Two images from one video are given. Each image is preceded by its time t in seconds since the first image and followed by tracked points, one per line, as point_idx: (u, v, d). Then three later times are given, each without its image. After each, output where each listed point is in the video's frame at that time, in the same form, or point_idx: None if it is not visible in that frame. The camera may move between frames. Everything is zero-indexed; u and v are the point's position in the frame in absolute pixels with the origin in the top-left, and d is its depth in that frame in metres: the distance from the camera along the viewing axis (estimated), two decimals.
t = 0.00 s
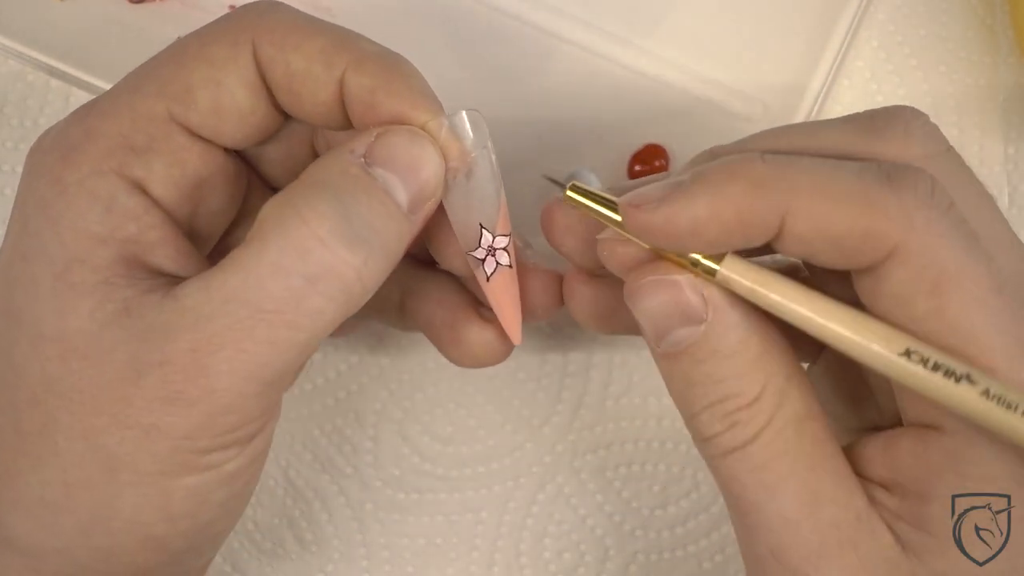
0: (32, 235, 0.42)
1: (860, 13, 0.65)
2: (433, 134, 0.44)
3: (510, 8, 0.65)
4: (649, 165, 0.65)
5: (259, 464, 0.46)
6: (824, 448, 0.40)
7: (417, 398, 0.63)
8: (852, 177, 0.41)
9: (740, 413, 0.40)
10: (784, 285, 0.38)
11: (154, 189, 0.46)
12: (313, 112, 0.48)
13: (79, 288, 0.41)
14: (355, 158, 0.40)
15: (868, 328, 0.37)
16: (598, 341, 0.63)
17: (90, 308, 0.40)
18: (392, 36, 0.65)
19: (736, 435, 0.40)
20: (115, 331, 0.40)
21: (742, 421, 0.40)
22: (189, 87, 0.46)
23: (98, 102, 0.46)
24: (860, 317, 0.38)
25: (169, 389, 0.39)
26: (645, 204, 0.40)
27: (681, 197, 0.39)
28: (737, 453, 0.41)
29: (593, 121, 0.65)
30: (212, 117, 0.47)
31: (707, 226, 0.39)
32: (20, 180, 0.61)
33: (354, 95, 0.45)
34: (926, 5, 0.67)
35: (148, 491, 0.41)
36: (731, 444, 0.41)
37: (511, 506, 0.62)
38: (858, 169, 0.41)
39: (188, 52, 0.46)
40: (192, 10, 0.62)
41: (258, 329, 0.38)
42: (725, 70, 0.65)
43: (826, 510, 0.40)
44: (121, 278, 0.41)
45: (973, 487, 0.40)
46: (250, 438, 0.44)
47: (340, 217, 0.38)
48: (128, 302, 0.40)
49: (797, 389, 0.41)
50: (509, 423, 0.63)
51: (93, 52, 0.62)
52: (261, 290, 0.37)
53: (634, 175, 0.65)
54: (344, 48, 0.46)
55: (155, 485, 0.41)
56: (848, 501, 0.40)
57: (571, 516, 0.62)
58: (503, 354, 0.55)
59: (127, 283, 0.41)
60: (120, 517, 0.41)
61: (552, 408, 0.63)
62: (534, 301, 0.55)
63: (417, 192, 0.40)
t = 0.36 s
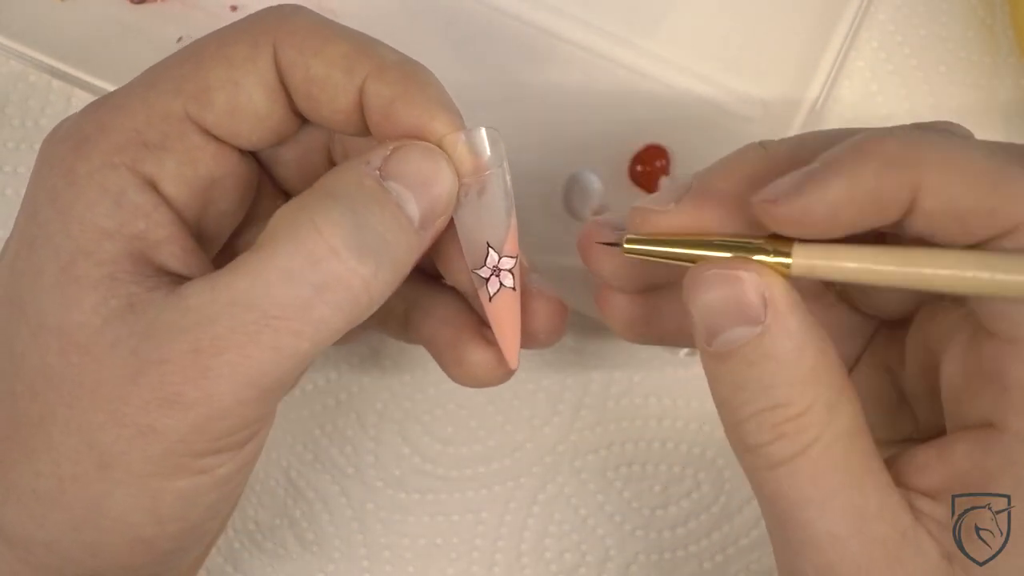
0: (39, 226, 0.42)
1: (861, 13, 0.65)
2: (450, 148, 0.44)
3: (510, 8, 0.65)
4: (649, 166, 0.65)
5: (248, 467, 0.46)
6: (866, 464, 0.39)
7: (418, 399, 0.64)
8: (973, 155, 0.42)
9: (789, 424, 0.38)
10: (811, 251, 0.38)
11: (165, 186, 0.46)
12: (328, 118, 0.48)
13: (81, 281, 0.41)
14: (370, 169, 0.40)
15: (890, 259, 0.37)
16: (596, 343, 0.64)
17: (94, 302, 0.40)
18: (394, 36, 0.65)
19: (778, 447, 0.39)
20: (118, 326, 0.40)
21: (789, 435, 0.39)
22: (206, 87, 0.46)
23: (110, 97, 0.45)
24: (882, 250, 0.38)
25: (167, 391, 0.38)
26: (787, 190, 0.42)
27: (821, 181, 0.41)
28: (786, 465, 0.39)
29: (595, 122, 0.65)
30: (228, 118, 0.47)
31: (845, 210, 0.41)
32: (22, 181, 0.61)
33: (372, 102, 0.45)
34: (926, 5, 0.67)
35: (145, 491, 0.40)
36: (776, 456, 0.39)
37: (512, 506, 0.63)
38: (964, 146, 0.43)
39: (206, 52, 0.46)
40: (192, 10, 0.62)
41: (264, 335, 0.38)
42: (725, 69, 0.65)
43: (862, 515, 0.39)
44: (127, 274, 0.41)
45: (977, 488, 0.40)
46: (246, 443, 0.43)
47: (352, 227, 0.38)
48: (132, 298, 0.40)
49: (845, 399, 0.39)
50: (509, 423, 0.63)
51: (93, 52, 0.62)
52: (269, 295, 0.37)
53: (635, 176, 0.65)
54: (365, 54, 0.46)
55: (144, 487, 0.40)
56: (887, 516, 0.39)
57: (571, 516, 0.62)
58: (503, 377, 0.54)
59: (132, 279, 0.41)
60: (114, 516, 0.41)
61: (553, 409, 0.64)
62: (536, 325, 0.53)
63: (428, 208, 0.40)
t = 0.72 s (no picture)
0: (38, 229, 0.42)
1: (860, 14, 0.65)
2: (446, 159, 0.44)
3: (510, 8, 0.65)
4: (648, 166, 0.65)
5: (243, 470, 0.46)
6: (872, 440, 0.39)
7: (417, 398, 0.64)
8: (973, 155, 0.41)
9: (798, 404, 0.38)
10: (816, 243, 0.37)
11: (165, 189, 0.46)
12: (331, 124, 0.48)
13: (81, 284, 0.40)
14: (368, 181, 0.40)
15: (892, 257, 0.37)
16: (596, 343, 0.64)
17: (93, 306, 0.40)
18: (394, 36, 0.65)
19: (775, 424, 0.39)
20: (114, 331, 0.39)
21: (793, 414, 0.39)
22: (205, 90, 0.46)
23: (111, 99, 0.45)
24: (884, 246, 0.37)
25: (159, 397, 0.38)
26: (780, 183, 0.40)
27: (814, 176, 0.40)
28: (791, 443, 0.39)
29: (593, 125, 0.65)
30: (226, 121, 0.47)
31: (839, 208, 0.40)
32: (21, 180, 0.62)
33: (372, 107, 0.45)
34: (927, 5, 0.67)
35: (137, 494, 0.40)
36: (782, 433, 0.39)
37: (512, 506, 0.63)
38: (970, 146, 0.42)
39: (206, 55, 0.46)
40: (192, 10, 0.62)
41: (257, 339, 0.38)
42: (725, 70, 0.65)
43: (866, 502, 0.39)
44: (122, 276, 0.41)
45: (975, 486, 0.40)
46: (238, 449, 0.43)
47: (351, 236, 0.38)
48: (130, 302, 0.40)
49: (848, 380, 0.39)
50: (509, 423, 0.63)
51: (93, 51, 0.62)
52: (264, 298, 0.37)
53: (635, 175, 0.65)
54: (365, 58, 0.46)
55: (134, 492, 0.40)
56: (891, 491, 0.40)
57: (571, 516, 0.62)
58: (508, 378, 0.55)
59: (129, 283, 0.40)
60: (104, 525, 0.41)
61: (552, 409, 0.64)
62: (547, 324, 0.53)
63: (426, 219, 0.40)
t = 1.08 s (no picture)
0: (40, 229, 0.42)
1: (860, 13, 0.66)
2: (456, 154, 0.44)
3: (510, 8, 0.64)
4: (648, 165, 0.65)
5: (255, 469, 0.46)
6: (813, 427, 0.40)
7: (417, 398, 0.64)
8: (883, 136, 0.41)
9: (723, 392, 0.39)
10: (762, 218, 0.35)
11: (167, 188, 0.45)
12: (332, 125, 0.48)
13: (88, 284, 0.40)
14: (379, 177, 0.40)
15: (807, 219, 0.33)
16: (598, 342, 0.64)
17: (104, 306, 0.40)
18: (393, 36, 0.64)
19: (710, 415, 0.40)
20: (122, 331, 0.39)
21: (719, 405, 0.39)
22: (207, 91, 0.46)
23: (112, 99, 0.45)
24: (844, 203, 0.33)
25: (176, 395, 0.38)
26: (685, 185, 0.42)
27: (712, 178, 0.42)
28: (717, 434, 0.40)
29: (593, 124, 0.66)
30: (229, 122, 0.47)
31: (743, 200, 0.41)
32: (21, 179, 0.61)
33: (376, 107, 0.45)
34: (926, 5, 0.67)
35: (151, 493, 0.40)
36: (705, 422, 0.40)
37: (511, 506, 0.62)
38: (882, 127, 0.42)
39: (210, 56, 0.46)
40: (192, 10, 0.62)
41: (272, 340, 0.38)
42: (726, 70, 0.65)
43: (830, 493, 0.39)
44: (132, 275, 0.41)
45: (976, 487, 0.39)
46: (251, 446, 0.43)
47: (367, 234, 0.38)
48: (141, 300, 0.40)
49: (774, 367, 0.40)
50: (509, 423, 0.63)
51: (94, 52, 0.62)
52: (278, 300, 0.37)
53: (635, 174, 0.66)
54: (367, 62, 0.46)
55: (152, 489, 0.40)
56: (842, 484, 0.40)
57: (571, 516, 0.62)
58: (505, 378, 0.56)
59: (137, 281, 0.40)
60: (117, 520, 0.40)
61: (552, 408, 0.64)
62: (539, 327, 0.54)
63: (434, 216, 0.41)
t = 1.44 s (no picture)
0: (42, 229, 0.42)
1: (860, 13, 0.66)
2: (462, 154, 0.44)
3: (510, 8, 0.64)
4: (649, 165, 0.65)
5: (257, 468, 0.46)
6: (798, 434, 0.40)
7: (418, 398, 0.64)
8: (841, 155, 0.41)
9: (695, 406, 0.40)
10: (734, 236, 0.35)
11: (169, 189, 0.45)
12: (335, 127, 0.48)
13: (91, 284, 0.40)
14: (383, 177, 0.40)
15: (784, 241, 0.33)
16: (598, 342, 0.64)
17: (105, 306, 0.40)
18: (393, 35, 0.64)
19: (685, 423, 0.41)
20: (124, 331, 0.39)
21: (692, 419, 0.40)
22: (209, 92, 0.46)
23: (113, 99, 0.45)
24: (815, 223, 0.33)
25: (178, 395, 0.38)
26: (641, 208, 0.42)
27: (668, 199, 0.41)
28: (696, 447, 0.40)
29: (595, 123, 0.66)
30: (230, 123, 0.47)
31: (700, 222, 0.41)
32: (21, 179, 0.61)
33: (378, 108, 0.46)
34: (926, 5, 0.67)
35: (154, 492, 0.40)
36: (685, 434, 0.41)
37: (511, 506, 0.62)
38: (841, 146, 0.41)
39: (212, 57, 0.46)
40: (192, 10, 0.62)
41: (276, 339, 0.38)
42: (725, 70, 0.65)
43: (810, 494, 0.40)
44: (133, 275, 0.41)
45: (977, 487, 0.39)
46: (254, 445, 0.43)
47: (370, 234, 0.38)
48: (143, 300, 0.40)
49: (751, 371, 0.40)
50: (509, 423, 0.63)
51: (94, 52, 0.62)
52: (283, 301, 0.37)
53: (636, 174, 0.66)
54: (369, 63, 0.46)
55: (155, 488, 0.40)
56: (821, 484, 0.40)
57: (571, 516, 0.62)
58: (507, 378, 0.56)
59: (139, 280, 0.40)
60: (119, 519, 0.40)
61: (552, 408, 0.64)
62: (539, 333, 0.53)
63: (438, 216, 0.41)
